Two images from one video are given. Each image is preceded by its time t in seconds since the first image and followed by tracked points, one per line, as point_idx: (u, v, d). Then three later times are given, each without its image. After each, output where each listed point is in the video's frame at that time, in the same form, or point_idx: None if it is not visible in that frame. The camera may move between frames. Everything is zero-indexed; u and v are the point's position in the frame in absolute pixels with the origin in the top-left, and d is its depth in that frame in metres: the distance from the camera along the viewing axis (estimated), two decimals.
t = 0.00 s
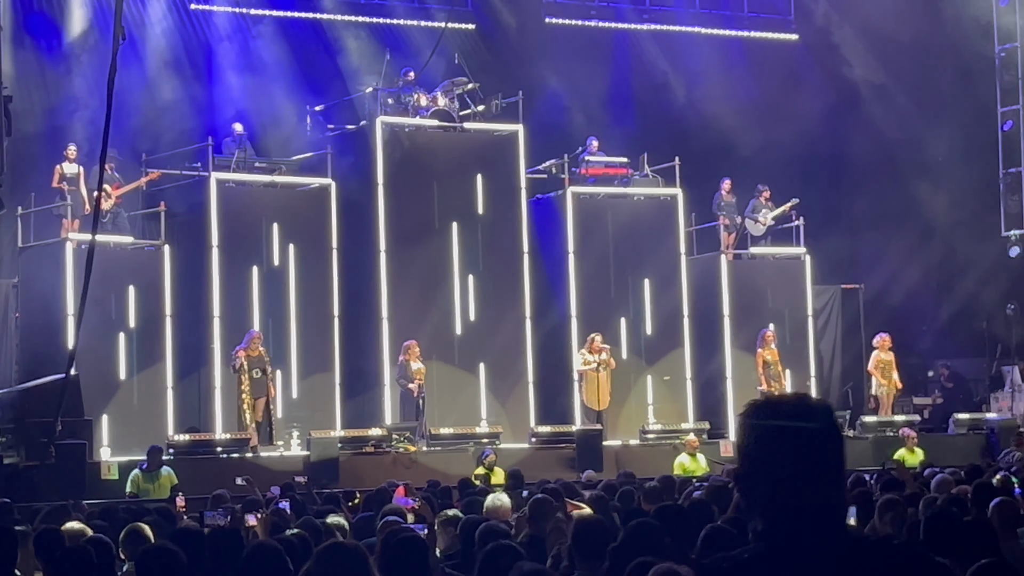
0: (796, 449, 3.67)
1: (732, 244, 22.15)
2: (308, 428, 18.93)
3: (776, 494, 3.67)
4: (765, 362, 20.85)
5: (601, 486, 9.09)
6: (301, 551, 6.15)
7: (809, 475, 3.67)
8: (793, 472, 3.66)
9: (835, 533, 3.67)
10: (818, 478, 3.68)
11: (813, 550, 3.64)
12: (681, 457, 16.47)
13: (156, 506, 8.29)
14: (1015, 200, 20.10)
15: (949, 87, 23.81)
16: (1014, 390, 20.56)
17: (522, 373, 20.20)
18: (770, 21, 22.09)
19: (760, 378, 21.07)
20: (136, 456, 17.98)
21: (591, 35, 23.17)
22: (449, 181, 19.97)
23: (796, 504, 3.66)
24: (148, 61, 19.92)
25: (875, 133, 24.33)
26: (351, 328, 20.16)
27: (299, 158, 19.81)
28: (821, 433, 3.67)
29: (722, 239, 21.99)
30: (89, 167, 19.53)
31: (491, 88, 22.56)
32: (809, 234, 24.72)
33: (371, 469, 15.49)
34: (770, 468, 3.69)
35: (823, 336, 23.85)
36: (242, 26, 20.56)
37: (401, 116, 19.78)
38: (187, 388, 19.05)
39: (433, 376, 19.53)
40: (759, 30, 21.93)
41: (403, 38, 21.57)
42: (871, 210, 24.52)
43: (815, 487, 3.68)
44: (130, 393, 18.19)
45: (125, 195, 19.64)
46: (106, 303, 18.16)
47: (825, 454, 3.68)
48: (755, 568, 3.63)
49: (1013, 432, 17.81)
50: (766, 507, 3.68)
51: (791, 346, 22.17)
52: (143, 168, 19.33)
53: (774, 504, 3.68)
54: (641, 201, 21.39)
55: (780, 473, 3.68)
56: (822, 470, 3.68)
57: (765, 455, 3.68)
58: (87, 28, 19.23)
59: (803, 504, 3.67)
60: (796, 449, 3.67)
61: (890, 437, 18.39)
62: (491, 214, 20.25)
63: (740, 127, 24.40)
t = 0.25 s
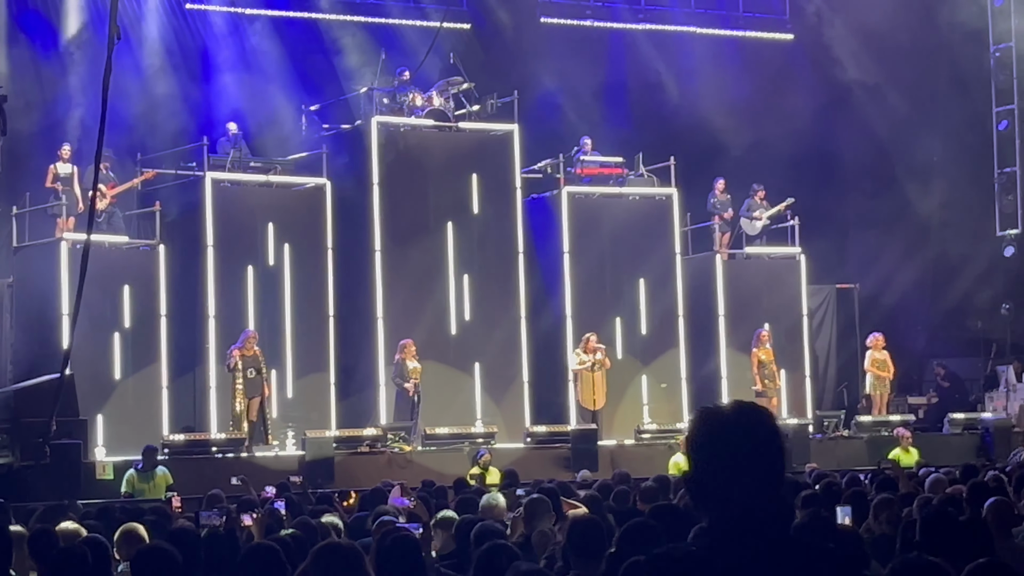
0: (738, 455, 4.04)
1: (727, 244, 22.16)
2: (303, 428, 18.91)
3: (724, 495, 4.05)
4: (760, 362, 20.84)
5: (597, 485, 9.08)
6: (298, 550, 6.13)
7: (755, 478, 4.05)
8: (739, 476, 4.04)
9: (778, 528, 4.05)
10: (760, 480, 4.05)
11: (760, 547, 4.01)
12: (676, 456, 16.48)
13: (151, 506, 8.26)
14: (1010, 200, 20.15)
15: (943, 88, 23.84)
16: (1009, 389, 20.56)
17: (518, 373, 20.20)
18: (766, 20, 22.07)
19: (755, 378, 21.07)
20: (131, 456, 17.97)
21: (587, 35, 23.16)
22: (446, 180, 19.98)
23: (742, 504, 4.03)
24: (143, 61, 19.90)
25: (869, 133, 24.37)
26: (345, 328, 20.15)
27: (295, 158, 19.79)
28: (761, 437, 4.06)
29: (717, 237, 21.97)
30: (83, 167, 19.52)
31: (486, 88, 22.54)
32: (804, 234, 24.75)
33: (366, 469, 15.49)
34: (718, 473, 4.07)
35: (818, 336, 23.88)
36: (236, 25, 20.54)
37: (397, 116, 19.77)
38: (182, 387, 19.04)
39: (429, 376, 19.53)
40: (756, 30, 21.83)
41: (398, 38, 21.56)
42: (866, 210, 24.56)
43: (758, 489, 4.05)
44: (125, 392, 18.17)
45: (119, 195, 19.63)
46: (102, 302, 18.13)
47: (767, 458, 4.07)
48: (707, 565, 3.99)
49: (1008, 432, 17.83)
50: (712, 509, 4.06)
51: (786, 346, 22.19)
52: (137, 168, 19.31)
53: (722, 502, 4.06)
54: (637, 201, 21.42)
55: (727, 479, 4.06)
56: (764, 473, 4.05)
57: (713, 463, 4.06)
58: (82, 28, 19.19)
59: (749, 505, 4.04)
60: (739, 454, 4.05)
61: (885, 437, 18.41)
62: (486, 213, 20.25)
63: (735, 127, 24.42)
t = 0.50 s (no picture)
0: (664, 449, 4.28)
1: (725, 244, 22.13)
2: (300, 429, 18.91)
3: (653, 489, 4.30)
4: (757, 362, 20.88)
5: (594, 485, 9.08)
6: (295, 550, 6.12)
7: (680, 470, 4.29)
8: (665, 471, 4.29)
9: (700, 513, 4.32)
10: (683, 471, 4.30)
11: (688, 540, 4.25)
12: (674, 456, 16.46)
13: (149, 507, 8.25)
14: (1006, 200, 20.16)
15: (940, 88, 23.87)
16: (1006, 389, 20.58)
17: (515, 374, 20.20)
18: (762, 20, 22.18)
19: (752, 378, 21.08)
20: (127, 456, 17.95)
21: (585, 35, 23.17)
22: (443, 181, 19.99)
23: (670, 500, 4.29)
24: (141, 61, 19.88)
25: (865, 133, 24.41)
26: (343, 328, 20.15)
27: (292, 158, 19.79)
28: (684, 428, 4.30)
29: (715, 237, 21.95)
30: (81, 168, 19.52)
31: (484, 88, 22.55)
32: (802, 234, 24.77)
33: (363, 469, 15.48)
34: (646, 467, 4.32)
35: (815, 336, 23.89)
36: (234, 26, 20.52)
37: (394, 116, 19.76)
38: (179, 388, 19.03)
39: (426, 377, 19.53)
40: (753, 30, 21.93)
41: (396, 39, 21.55)
42: (863, 210, 24.59)
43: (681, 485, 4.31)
44: (122, 393, 18.16)
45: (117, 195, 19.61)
46: (99, 302, 18.12)
47: (690, 448, 4.30)
48: (642, 552, 4.19)
49: (1005, 432, 17.82)
50: (638, 500, 4.32)
51: (783, 346, 22.21)
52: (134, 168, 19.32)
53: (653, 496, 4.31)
54: (635, 202, 21.47)
55: (655, 472, 4.31)
56: (689, 465, 4.30)
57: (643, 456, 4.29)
58: (80, 30, 19.19)
59: (675, 492, 4.30)
60: (663, 449, 4.29)
61: (882, 437, 18.40)
62: (484, 214, 20.25)
63: (731, 127, 24.47)
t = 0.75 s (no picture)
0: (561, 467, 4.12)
1: (721, 244, 22.20)
2: (298, 428, 18.91)
3: (550, 506, 4.13)
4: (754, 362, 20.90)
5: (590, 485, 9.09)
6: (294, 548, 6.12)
7: (575, 486, 4.14)
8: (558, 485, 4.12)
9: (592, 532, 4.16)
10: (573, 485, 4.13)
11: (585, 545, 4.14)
12: (671, 456, 16.48)
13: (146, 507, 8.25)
14: (1004, 200, 20.17)
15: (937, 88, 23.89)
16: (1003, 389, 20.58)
17: (513, 374, 20.21)
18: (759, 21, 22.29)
19: (749, 378, 21.11)
20: (125, 457, 17.95)
21: (582, 34, 23.18)
22: (441, 181, 19.99)
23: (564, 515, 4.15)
24: (139, 60, 19.86)
25: (862, 133, 24.44)
26: (340, 328, 20.15)
27: (289, 158, 19.79)
28: (580, 441, 4.15)
29: (712, 237, 22.01)
30: (78, 167, 19.52)
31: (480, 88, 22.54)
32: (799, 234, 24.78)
33: (361, 469, 15.49)
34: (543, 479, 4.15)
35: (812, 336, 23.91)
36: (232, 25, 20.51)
37: (391, 116, 19.76)
38: (177, 388, 19.03)
39: (424, 376, 19.54)
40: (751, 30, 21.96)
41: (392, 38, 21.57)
42: (859, 210, 24.61)
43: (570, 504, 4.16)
44: (119, 393, 18.16)
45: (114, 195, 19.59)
46: (96, 302, 18.12)
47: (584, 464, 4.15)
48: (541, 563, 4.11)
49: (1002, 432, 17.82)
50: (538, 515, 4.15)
51: (780, 346, 22.22)
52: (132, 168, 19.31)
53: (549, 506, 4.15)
54: (632, 202, 21.43)
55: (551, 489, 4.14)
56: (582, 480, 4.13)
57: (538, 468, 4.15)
58: (76, 32, 19.18)
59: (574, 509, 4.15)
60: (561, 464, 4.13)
61: (880, 437, 18.42)
62: (481, 214, 20.26)
63: (728, 126, 24.52)
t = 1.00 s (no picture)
0: (502, 457, 4.00)
1: (719, 244, 22.22)
2: (296, 428, 18.89)
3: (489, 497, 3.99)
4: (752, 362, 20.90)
5: (588, 485, 9.08)
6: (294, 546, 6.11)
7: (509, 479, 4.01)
8: (498, 476, 3.99)
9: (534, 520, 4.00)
10: (514, 476, 4.00)
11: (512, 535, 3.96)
12: (669, 456, 16.47)
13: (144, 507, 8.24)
14: (1001, 200, 20.18)
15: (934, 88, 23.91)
16: (1002, 389, 20.57)
17: (510, 373, 20.21)
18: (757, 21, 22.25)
19: (748, 377, 21.09)
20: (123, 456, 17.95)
21: (581, 34, 23.17)
22: (439, 180, 19.99)
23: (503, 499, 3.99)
24: (137, 60, 19.84)
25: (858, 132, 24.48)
26: (338, 327, 20.15)
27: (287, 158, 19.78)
28: (520, 431, 4.07)
29: (710, 237, 22.02)
30: (75, 167, 19.47)
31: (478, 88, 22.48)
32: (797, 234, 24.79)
33: (359, 469, 15.48)
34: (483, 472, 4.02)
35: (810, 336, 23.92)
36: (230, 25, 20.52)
37: (389, 116, 19.76)
38: (174, 387, 19.02)
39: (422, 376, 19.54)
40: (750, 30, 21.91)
41: (389, 38, 21.55)
42: (857, 209, 24.63)
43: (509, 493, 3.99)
44: (117, 392, 18.14)
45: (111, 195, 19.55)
46: (94, 302, 18.10)
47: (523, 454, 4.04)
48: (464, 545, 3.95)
49: (1000, 431, 17.81)
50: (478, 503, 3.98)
51: (778, 346, 22.23)
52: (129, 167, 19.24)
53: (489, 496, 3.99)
54: (629, 202, 21.43)
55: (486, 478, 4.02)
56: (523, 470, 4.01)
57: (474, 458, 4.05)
58: (74, 29, 19.13)
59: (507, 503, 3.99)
60: (502, 454, 4.02)
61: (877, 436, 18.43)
62: (479, 213, 20.26)
63: (726, 125, 24.48)
